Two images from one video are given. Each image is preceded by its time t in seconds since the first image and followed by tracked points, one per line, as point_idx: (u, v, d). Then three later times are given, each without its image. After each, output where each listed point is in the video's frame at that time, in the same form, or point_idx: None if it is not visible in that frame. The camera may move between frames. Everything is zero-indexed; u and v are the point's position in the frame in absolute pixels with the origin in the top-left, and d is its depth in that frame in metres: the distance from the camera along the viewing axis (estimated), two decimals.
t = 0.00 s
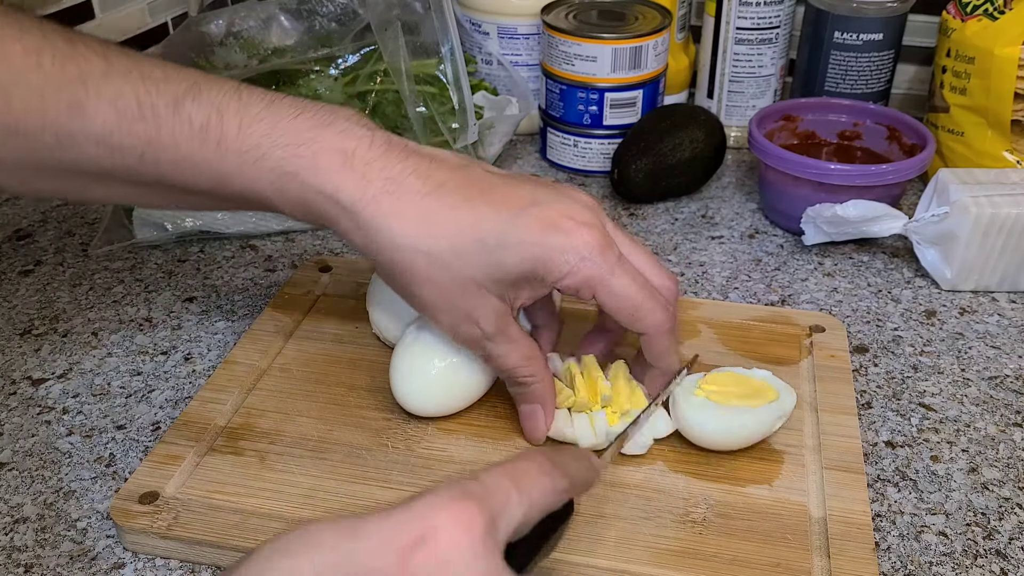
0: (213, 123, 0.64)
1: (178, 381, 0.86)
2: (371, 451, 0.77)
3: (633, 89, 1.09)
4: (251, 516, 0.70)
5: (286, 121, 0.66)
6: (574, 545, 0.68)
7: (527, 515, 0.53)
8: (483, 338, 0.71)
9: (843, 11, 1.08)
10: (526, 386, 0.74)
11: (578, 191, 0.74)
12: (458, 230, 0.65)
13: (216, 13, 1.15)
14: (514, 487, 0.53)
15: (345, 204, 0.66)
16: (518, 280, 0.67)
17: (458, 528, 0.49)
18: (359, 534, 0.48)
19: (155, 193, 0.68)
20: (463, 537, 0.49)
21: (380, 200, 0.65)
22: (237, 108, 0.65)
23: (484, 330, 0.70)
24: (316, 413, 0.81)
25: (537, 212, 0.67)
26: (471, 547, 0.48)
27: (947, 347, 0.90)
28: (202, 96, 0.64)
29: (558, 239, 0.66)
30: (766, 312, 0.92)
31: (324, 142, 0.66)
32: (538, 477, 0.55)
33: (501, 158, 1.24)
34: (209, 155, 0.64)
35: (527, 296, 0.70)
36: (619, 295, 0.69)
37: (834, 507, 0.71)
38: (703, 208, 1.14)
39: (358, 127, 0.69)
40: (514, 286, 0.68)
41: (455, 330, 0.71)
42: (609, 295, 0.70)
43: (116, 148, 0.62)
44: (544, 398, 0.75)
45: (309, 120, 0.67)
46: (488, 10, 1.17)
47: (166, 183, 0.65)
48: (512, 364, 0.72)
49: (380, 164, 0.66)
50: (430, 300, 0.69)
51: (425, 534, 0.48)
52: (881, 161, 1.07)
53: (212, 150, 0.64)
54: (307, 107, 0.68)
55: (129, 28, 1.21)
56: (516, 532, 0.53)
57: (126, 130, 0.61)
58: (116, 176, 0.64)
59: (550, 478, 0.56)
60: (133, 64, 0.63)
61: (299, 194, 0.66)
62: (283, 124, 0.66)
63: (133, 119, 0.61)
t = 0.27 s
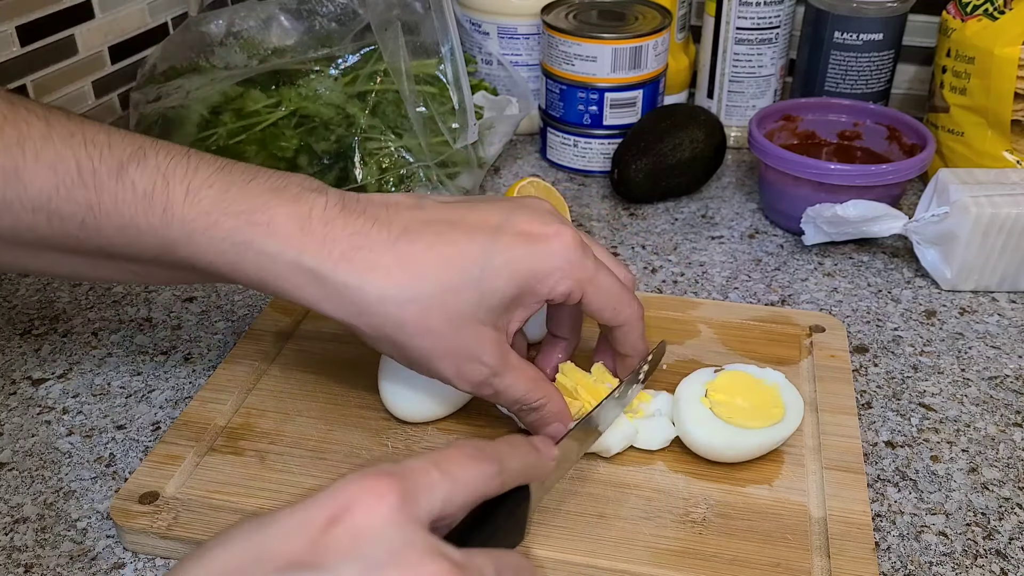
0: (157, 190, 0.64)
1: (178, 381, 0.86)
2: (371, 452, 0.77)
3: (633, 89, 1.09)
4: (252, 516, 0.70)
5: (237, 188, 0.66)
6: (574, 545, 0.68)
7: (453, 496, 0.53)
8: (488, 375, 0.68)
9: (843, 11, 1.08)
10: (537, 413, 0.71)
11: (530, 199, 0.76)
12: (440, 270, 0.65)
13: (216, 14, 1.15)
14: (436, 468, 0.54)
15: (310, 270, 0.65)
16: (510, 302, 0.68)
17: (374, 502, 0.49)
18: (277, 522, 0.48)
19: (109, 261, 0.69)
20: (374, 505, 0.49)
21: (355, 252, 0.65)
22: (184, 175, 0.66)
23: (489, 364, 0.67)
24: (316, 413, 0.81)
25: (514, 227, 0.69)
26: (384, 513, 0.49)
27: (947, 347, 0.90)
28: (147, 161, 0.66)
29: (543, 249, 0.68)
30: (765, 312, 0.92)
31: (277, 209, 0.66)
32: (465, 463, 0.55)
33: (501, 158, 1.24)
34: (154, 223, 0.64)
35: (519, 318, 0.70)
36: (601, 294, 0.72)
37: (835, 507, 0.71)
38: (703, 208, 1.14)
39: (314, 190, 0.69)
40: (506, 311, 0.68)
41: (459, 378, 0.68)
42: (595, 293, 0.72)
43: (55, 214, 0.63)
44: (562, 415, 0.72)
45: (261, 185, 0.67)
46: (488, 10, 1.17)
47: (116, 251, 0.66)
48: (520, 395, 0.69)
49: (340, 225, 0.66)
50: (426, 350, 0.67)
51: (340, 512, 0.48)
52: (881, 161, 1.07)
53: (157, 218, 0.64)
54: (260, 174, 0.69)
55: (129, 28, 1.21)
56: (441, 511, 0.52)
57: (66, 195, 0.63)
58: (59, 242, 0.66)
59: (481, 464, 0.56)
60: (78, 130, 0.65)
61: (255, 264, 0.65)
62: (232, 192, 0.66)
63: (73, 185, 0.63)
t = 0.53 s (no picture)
0: (155, 199, 0.66)
1: (178, 381, 0.86)
2: (371, 452, 0.77)
3: (633, 89, 1.09)
4: (252, 516, 0.70)
5: (236, 196, 0.67)
6: (574, 545, 0.68)
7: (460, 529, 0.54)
8: (490, 379, 0.68)
9: (843, 11, 1.08)
10: (540, 417, 0.71)
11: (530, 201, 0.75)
12: (439, 275, 0.65)
13: (216, 14, 1.16)
14: (443, 499, 0.55)
15: (309, 276, 0.65)
16: (511, 306, 0.68)
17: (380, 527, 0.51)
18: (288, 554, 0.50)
19: (110, 270, 0.70)
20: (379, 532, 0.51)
21: (354, 259, 0.65)
22: (183, 183, 0.67)
23: (491, 369, 0.67)
24: (316, 413, 0.81)
25: (512, 230, 0.69)
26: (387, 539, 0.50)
27: (947, 348, 0.90)
28: (146, 170, 0.67)
29: (542, 252, 0.68)
30: (765, 312, 0.92)
31: (275, 217, 0.66)
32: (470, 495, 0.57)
33: (501, 158, 1.24)
34: (152, 231, 0.65)
35: (520, 321, 0.70)
36: (599, 298, 0.72)
37: (834, 507, 0.71)
38: (703, 208, 1.14)
39: (313, 197, 0.69)
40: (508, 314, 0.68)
41: (461, 382, 0.68)
42: (594, 296, 0.72)
43: (55, 223, 0.65)
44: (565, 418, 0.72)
45: (260, 193, 0.68)
46: (488, 10, 1.17)
47: (117, 261, 0.68)
48: (522, 399, 0.69)
49: (338, 232, 0.66)
50: (426, 355, 0.67)
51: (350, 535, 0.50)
52: (881, 161, 1.07)
53: (155, 226, 0.65)
54: (259, 182, 0.70)
55: (129, 28, 1.21)
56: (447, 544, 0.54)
57: (66, 205, 0.65)
58: (61, 252, 0.67)
59: (487, 497, 0.57)
60: (78, 140, 0.67)
61: (254, 272, 0.66)
62: (231, 200, 0.67)
63: (71, 194, 0.65)
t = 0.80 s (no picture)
0: (159, 214, 0.66)
1: (178, 381, 0.85)
2: (371, 451, 0.77)
3: (633, 89, 1.09)
4: (252, 516, 0.70)
5: (239, 210, 0.67)
6: (574, 545, 0.68)
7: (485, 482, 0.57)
8: (498, 382, 0.68)
9: (843, 11, 1.08)
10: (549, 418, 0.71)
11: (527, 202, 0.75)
12: (438, 281, 0.65)
13: (216, 14, 1.16)
14: (467, 455, 0.57)
15: (311, 288, 0.65)
16: (514, 305, 0.68)
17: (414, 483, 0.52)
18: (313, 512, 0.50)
19: (110, 283, 0.70)
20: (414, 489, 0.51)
21: (354, 269, 0.65)
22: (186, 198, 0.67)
23: (497, 371, 0.67)
24: (316, 413, 0.81)
25: (511, 231, 0.69)
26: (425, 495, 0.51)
27: (947, 348, 0.90)
28: (149, 184, 0.67)
29: (540, 250, 0.68)
30: (765, 312, 0.92)
31: (278, 231, 0.67)
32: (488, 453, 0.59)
33: (501, 158, 1.24)
34: (156, 246, 0.66)
35: (525, 321, 0.70)
36: (598, 297, 0.72)
37: (835, 507, 0.71)
38: (703, 208, 1.14)
39: (314, 211, 0.69)
40: (510, 314, 0.68)
41: (468, 386, 0.68)
42: (593, 296, 0.72)
43: (58, 239, 0.65)
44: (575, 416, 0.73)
45: (262, 208, 0.68)
46: (488, 10, 1.17)
47: (120, 276, 0.68)
48: (530, 400, 0.69)
49: (340, 243, 0.67)
50: (432, 360, 0.67)
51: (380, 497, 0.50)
52: (881, 161, 1.07)
53: (158, 241, 0.65)
54: (262, 195, 0.70)
55: (129, 28, 1.21)
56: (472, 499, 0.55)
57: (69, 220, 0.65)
58: (64, 267, 0.67)
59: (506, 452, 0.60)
60: (81, 155, 0.67)
61: (257, 286, 0.66)
62: (234, 215, 0.67)
63: (75, 210, 0.65)
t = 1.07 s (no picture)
0: (158, 219, 0.66)
1: (178, 381, 0.85)
2: (371, 451, 0.77)
3: (633, 89, 1.09)
4: (252, 516, 0.70)
5: (238, 215, 0.67)
6: (574, 545, 0.68)
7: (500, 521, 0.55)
8: (497, 384, 0.68)
9: (843, 11, 1.08)
10: (551, 419, 0.71)
11: (525, 204, 0.75)
12: (437, 285, 0.65)
13: (216, 14, 1.15)
14: (476, 496, 0.55)
15: (311, 292, 0.65)
16: (513, 307, 0.68)
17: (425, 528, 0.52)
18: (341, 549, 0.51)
19: (109, 287, 0.70)
20: (425, 530, 0.52)
21: (353, 273, 0.65)
22: (186, 203, 0.67)
23: (497, 373, 0.67)
24: (316, 413, 0.81)
25: (511, 233, 0.69)
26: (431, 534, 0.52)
27: (947, 347, 0.90)
28: (148, 190, 0.67)
29: (540, 253, 0.68)
30: (765, 312, 0.92)
31: (277, 235, 0.66)
32: (501, 490, 0.57)
33: (501, 158, 1.24)
34: (155, 251, 0.66)
35: (524, 324, 0.70)
36: (596, 299, 0.73)
37: (834, 507, 0.71)
38: (703, 208, 1.14)
39: (312, 215, 0.69)
40: (509, 316, 0.68)
41: (468, 389, 0.68)
42: (592, 298, 0.72)
43: (57, 244, 0.65)
44: (577, 418, 0.72)
45: (261, 212, 0.68)
46: (488, 10, 1.17)
47: (119, 281, 0.68)
48: (531, 402, 0.69)
49: (339, 247, 0.67)
50: (432, 364, 0.66)
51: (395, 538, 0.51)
52: (881, 161, 1.06)
53: (158, 246, 0.65)
54: (261, 200, 0.70)
55: (129, 28, 1.21)
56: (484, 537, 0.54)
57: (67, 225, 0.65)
58: (64, 272, 0.67)
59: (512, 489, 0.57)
60: (80, 160, 0.67)
61: (257, 291, 0.66)
62: (233, 219, 0.67)
63: (74, 215, 0.65)
